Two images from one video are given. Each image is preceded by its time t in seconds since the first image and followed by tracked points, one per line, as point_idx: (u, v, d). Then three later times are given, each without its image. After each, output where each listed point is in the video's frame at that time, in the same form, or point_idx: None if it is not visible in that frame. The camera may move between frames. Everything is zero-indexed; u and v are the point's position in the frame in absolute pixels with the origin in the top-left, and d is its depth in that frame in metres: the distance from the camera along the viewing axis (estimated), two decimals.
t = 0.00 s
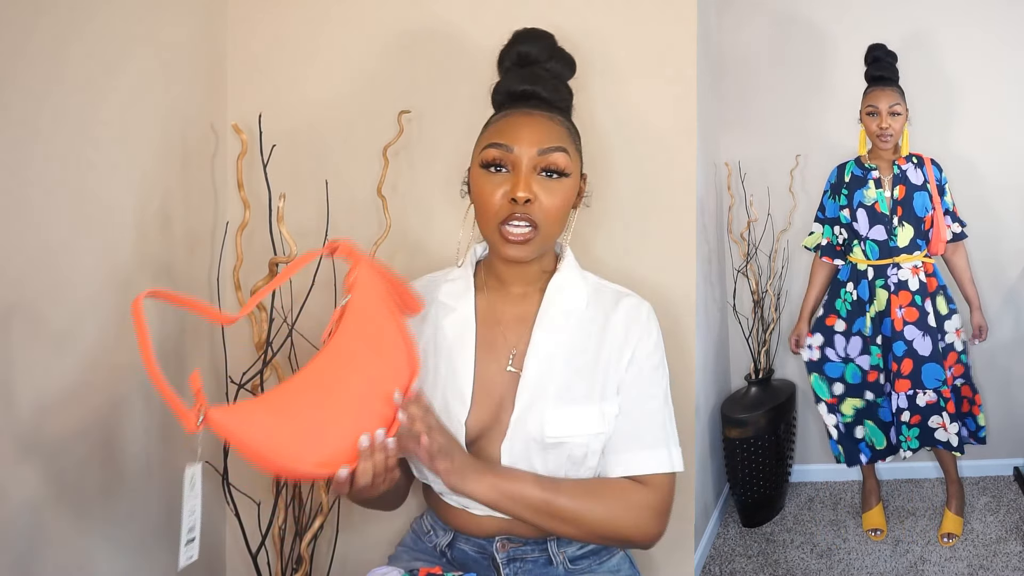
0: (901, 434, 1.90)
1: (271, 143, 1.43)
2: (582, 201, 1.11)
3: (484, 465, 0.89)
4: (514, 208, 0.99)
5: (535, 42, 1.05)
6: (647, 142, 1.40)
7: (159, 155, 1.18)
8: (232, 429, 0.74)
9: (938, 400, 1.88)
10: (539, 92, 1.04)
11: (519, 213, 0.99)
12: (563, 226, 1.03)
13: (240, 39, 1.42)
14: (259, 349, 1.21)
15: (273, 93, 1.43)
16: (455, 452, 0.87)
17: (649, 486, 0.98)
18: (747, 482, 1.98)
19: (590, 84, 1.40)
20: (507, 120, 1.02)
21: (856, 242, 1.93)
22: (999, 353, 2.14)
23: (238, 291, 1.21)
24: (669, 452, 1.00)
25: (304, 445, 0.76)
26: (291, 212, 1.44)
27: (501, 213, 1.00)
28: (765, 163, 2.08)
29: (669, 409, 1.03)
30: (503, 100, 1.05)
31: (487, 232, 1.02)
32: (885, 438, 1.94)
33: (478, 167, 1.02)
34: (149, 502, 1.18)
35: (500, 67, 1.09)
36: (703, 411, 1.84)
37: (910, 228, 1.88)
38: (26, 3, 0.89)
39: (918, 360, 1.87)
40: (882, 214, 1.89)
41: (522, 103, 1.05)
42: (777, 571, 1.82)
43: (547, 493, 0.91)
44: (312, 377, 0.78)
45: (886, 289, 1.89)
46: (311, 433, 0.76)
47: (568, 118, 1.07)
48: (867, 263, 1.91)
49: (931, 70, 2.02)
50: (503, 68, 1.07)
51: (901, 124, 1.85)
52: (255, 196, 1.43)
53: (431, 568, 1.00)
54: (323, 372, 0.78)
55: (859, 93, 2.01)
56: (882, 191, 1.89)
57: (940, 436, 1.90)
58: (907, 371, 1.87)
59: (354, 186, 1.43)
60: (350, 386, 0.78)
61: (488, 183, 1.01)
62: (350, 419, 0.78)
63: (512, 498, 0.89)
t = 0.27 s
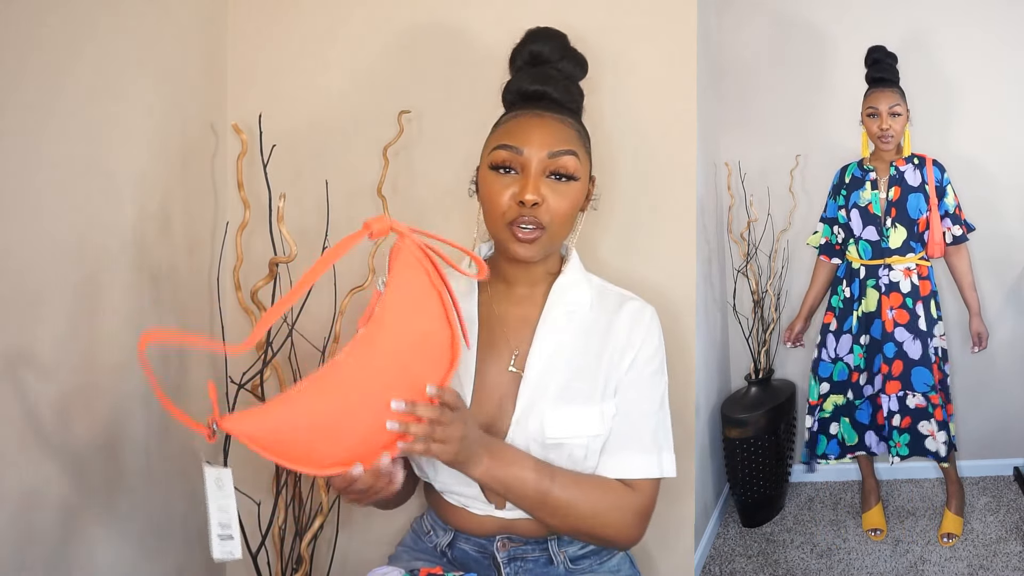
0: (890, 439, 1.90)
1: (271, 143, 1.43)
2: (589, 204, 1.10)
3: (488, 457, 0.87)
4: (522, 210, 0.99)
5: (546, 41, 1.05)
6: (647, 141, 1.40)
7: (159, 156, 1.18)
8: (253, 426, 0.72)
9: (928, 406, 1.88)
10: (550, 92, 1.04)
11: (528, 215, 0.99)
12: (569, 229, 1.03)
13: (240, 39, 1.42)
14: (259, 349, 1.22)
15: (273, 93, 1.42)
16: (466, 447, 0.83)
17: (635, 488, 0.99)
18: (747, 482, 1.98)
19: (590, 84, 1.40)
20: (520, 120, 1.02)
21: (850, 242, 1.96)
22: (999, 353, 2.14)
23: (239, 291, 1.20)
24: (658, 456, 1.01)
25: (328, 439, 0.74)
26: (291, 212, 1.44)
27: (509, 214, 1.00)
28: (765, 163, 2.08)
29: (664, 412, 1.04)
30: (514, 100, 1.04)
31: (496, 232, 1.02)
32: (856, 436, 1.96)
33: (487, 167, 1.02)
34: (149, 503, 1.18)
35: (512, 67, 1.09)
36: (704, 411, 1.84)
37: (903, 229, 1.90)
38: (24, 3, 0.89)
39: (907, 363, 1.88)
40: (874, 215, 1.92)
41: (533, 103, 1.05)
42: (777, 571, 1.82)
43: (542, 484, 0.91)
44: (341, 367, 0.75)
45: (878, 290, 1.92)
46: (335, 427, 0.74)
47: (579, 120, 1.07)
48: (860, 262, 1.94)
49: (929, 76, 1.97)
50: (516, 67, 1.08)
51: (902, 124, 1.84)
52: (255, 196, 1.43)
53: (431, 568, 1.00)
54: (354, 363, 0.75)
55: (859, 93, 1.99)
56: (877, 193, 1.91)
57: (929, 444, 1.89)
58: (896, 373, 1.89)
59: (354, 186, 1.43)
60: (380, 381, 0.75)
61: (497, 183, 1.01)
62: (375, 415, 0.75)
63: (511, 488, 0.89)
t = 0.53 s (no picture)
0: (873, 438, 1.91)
1: (271, 143, 1.43)
2: (591, 202, 1.11)
3: (544, 474, 0.87)
4: (525, 209, 0.99)
5: (545, 42, 1.03)
6: (647, 141, 1.40)
7: (158, 155, 1.18)
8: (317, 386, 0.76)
9: (912, 405, 1.87)
10: (549, 92, 1.03)
11: (530, 213, 0.99)
12: (573, 226, 1.03)
13: (240, 39, 1.42)
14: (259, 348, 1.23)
15: (273, 93, 1.42)
16: (526, 466, 0.83)
17: (655, 489, 1.02)
18: (747, 482, 1.98)
19: (590, 83, 1.40)
20: (520, 120, 1.02)
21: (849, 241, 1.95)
22: (999, 353, 2.14)
23: (239, 291, 1.20)
24: (678, 454, 1.03)
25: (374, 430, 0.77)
26: (291, 212, 1.44)
27: (511, 213, 1.00)
28: (765, 163, 2.08)
29: (678, 407, 1.05)
30: (513, 100, 1.03)
31: (497, 231, 1.02)
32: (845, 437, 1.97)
33: (489, 167, 1.02)
34: (149, 503, 1.18)
35: (511, 67, 1.08)
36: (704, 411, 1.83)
37: (902, 229, 1.89)
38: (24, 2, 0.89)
39: (896, 362, 1.88)
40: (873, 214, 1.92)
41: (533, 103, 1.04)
42: (776, 571, 1.82)
43: (589, 490, 0.92)
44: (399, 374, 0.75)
45: (875, 289, 1.90)
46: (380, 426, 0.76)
47: (579, 119, 1.06)
48: (858, 262, 1.93)
49: (930, 73, 2.01)
50: (514, 66, 1.07)
51: (903, 124, 1.85)
52: (255, 196, 1.43)
53: (431, 568, 1.00)
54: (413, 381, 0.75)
55: (860, 93, 2.01)
56: (876, 193, 1.90)
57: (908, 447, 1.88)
58: (885, 372, 1.89)
59: (354, 186, 1.43)
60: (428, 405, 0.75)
61: (498, 184, 1.01)
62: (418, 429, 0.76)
63: (563, 496, 0.89)
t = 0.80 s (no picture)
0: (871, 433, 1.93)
1: (271, 143, 1.43)
2: (587, 201, 1.11)
3: (574, 477, 0.84)
4: (523, 207, 0.99)
5: (540, 42, 1.05)
6: (647, 141, 1.40)
7: (158, 155, 1.18)
8: (359, 372, 0.80)
9: (912, 402, 1.88)
10: (545, 92, 1.04)
11: (528, 212, 0.99)
12: (571, 225, 1.03)
13: (240, 39, 1.42)
14: (259, 348, 1.24)
15: (273, 93, 1.42)
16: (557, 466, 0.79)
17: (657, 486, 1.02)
18: (747, 482, 1.98)
19: (590, 84, 1.40)
20: (516, 119, 1.02)
21: (852, 241, 1.94)
22: (999, 353, 2.14)
23: (240, 291, 1.22)
24: (682, 453, 1.03)
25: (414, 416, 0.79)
26: (291, 212, 1.44)
27: (509, 212, 1.00)
28: (765, 163, 2.08)
29: (679, 408, 1.06)
30: (509, 100, 1.05)
31: (493, 231, 1.02)
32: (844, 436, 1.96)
33: (485, 168, 1.02)
34: (148, 503, 1.18)
35: (506, 67, 1.10)
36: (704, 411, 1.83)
37: (906, 228, 1.88)
38: (24, 3, 0.89)
39: (896, 361, 1.88)
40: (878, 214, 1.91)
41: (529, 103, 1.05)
42: (776, 571, 1.82)
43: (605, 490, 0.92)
44: (439, 359, 0.77)
45: (878, 289, 1.90)
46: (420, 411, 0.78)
47: (574, 117, 1.07)
48: (863, 262, 1.93)
49: (930, 74, 2.01)
50: (510, 67, 1.08)
51: (903, 123, 1.86)
52: (255, 196, 1.43)
53: (431, 568, 1.00)
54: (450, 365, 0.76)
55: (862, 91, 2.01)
56: (879, 192, 1.90)
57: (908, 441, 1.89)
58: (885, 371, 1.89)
59: (354, 186, 1.43)
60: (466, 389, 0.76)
61: (495, 183, 1.00)
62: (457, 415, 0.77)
63: (589, 496, 0.88)
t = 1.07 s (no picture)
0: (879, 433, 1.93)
1: (271, 143, 1.43)
2: (582, 200, 1.11)
3: (614, 495, 0.90)
4: (518, 208, 0.99)
5: (536, 42, 1.07)
6: (647, 142, 1.40)
7: (158, 155, 1.18)
8: (383, 388, 0.80)
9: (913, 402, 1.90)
10: (539, 91, 1.05)
11: (522, 214, 0.99)
12: (564, 225, 1.03)
13: (240, 39, 1.42)
14: (259, 349, 1.24)
15: (273, 94, 1.43)
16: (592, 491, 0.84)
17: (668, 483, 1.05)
18: (747, 482, 1.98)
19: (589, 83, 1.40)
20: (511, 119, 1.02)
21: (853, 242, 1.94)
22: (999, 353, 2.15)
23: (240, 291, 1.23)
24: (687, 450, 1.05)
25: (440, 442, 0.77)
26: (291, 212, 1.44)
27: (504, 213, 0.99)
28: (765, 162, 2.07)
29: (679, 407, 1.08)
30: (504, 100, 1.05)
31: (491, 232, 1.02)
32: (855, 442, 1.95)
33: (480, 167, 1.02)
34: (148, 503, 1.18)
35: (502, 68, 1.11)
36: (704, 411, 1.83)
37: (908, 229, 1.89)
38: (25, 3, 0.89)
39: (899, 361, 1.90)
40: (878, 215, 1.91)
41: (524, 103, 1.06)
42: (776, 571, 1.83)
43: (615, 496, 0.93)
44: (473, 378, 0.78)
45: (881, 290, 1.91)
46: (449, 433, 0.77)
47: (569, 116, 1.08)
48: (864, 262, 1.93)
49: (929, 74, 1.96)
50: (505, 67, 1.09)
51: (901, 122, 1.84)
52: (255, 196, 1.43)
53: (431, 568, 1.00)
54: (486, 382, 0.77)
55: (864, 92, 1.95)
56: (880, 193, 1.91)
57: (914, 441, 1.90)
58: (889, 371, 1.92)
59: (354, 186, 1.43)
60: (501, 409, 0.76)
61: (490, 183, 1.00)
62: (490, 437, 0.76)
63: (626, 509, 0.94)
